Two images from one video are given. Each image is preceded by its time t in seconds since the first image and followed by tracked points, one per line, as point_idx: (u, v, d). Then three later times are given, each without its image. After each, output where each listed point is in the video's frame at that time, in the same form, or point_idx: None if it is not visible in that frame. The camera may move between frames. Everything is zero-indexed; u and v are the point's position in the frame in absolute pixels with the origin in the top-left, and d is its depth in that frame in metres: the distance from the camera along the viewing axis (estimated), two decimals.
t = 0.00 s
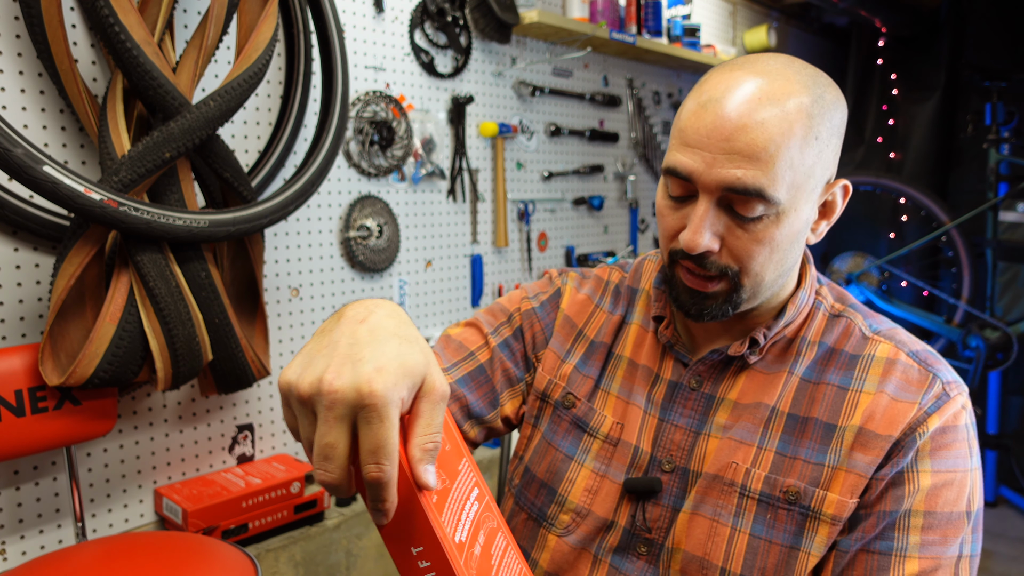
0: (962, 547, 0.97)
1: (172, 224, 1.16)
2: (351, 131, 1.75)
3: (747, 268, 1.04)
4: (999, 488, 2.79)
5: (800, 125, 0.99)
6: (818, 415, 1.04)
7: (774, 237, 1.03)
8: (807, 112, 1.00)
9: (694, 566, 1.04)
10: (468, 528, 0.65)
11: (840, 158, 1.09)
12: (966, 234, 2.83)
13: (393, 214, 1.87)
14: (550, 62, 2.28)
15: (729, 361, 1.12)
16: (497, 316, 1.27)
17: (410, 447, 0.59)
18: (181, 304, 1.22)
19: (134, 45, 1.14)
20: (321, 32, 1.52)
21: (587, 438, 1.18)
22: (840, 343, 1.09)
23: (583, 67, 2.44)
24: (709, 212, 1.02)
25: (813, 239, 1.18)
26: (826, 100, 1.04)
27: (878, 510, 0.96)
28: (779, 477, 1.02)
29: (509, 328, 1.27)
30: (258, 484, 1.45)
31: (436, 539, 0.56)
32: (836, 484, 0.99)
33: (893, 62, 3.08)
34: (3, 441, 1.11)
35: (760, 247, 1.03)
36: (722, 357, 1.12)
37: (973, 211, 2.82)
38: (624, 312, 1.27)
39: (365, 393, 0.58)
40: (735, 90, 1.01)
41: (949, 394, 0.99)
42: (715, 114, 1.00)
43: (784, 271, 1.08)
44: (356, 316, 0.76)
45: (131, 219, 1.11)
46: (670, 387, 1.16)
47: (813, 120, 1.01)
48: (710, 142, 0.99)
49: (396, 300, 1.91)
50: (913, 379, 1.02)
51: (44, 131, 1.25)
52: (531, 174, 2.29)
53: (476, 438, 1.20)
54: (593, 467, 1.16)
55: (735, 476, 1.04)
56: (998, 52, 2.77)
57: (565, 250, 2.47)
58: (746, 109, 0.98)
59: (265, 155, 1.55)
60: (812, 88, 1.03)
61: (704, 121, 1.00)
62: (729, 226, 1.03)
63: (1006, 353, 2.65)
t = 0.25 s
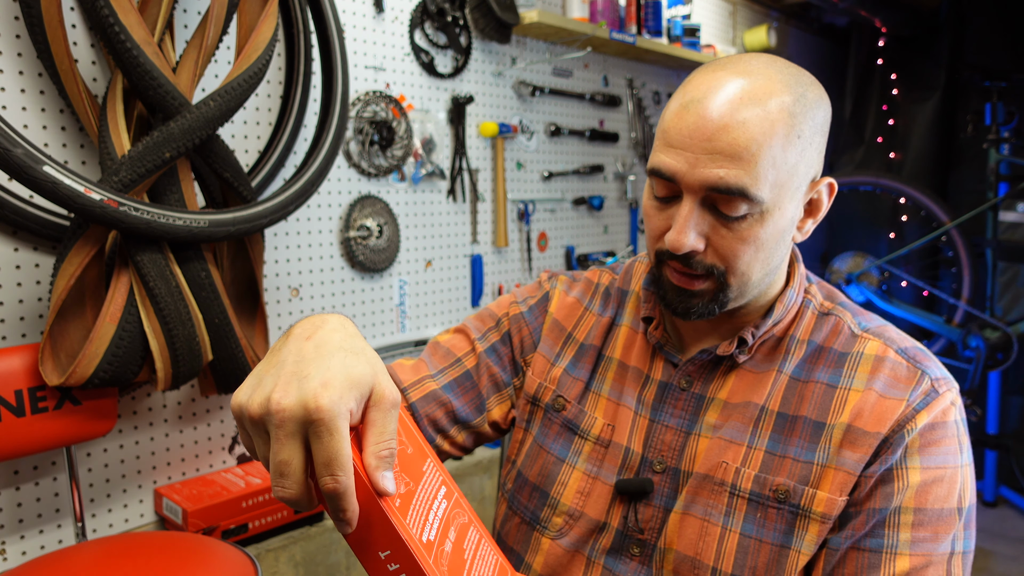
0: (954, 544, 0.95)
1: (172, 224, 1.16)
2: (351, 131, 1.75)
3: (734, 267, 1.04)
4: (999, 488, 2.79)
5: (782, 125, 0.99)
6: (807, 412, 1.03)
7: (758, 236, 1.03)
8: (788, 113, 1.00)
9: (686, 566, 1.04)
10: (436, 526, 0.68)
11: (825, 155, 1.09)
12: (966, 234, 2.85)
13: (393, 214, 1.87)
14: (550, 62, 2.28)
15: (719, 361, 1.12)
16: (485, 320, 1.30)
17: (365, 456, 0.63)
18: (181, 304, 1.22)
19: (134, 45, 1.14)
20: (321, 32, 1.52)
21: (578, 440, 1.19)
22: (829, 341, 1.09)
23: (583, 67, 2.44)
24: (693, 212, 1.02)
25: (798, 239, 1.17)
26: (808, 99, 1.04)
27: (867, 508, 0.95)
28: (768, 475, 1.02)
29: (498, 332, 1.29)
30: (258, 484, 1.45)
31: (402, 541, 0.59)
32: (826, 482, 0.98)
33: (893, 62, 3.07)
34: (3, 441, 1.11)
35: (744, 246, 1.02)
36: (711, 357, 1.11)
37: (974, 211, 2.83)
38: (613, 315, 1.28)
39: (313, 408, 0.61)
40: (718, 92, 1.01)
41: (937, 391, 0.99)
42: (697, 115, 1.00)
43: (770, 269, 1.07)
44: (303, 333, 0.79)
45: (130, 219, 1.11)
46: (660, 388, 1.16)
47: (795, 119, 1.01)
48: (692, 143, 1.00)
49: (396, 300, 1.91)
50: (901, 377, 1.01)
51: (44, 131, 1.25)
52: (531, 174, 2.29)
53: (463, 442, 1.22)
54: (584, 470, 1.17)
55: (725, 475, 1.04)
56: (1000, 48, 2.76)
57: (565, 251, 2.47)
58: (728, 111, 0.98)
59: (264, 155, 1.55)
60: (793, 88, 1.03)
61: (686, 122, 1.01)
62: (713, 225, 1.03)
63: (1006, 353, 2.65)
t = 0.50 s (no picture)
0: (943, 533, 0.95)
1: (172, 224, 1.16)
2: (351, 131, 1.75)
3: (718, 264, 1.03)
4: (999, 488, 2.78)
5: (765, 121, 1.00)
6: (794, 407, 1.04)
7: (743, 232, 1.02)
8: (770, 110, 1.01)
9: (678, 563, 1.03)
10: (420, 519, 0.70)
11: (804, 154, 1.10)
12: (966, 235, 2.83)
13: (393, 214, 1.87)
14: (550, 62, 2.27)
15: (705, 358, 1.12)
16: (471, 327, 1.31)
17: (342, 443, 0.67)
18: (181, 304, 1.21)
19: (134, 45, 1.14)
20: (321, 32, 1.52)
21: (567, 441, 1.19)
22: (813, 336, 1.10)
23: (583, 67, 2.44)
24: (679, 209, 1.02)
25: (782, 235, 1.18)
26: (789, 97, 1.04)
27: (856, 499, 0.95)
28: (757, 470, 1.02)
29: (484, 338, 1.30)
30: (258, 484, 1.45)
31: (381, 530, 0.62)
32: (814, 474, 0.98)
33: (893, 62, 3.05)
34: (2, 440, 1.11)
35: (728, 242, 1.02)
36: (699, 355, 1.12)
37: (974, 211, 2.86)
38: (600, 316, 1.28)
39: (286, 398, 0.67)
40: (703, 91, 1.01)
41: (921, 382, 0.99)
42: (682, 111, 1.00)
43: (754, 266, 1.08)
44: (273, 331, 0.83)
45: (130, 219, 1.11)
46: (648, 387, 1.16)
47: (776, 116, 1.02)
48: (677, 140, 0.99)
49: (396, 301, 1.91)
50: (885, 369, 1.02)
51: (44, 131, 1.25)
52: (531, 174, 2.29)
53: (452, 448, 1.23)
54: (575, 471, 1.16)
55: (715, 471, 1.04)
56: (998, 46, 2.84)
57: (565, 251, 2.46)
58: (712, 109, 0.99)
59: (264, 155, 1.55)
60: (774, 85, 1.04)
61: (671, 120, 1.01)
62: (699, 222, 1.02)
63: (1007, 353, 2.64)
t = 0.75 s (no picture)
0: (930, 518, 0.96)
1: (172, 224, 1.16)
2: (351, 131, 1.75)
3: (716, 261, 1.04)
4: (999, 488, 2.78)
5: (765, 119, 1.01)
6: (781, 399, 1.04)
7: (742, 229, 1.03)
8: (770, 109, 1.02)
9: (672, 558, 1.03)
10: (398, 503, 0.74)
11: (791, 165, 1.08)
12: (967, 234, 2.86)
13: (393, 214, 1.87)
14: (550, 62, 2.27)
15: (694, 355, 1.13)
16: (456, 338, 1.32)
17: (302, 431, 0.72)
18: (181, 304, 1.21)
19: (134, 45, 1.14)
20: (321, 32, 1.52)
21: (557, 443, 1.19)
22: (799, 329, 1.10)
23: (583, 67, 2.44)
24: (683, 205, 1.01)
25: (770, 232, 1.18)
26: (784, 97, 1.06)
27: (845, 487, 0.96)
28: (747, 462, 1.02)
29: (469, 349, 1.31)
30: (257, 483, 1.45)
31: (356, 510, 0.66)
32: (803, 464, 0.99)
33: (893, 62, 3.05)
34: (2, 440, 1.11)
35: (728, 238, 1.03)
36: (687, 352, 1.12)
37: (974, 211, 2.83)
38: (586, 317, 1.28)
39: (238, 397, 0.72)
40: (706, 89, 1.01)
41: (904, 370, 1.00)
42: (686, 109, 1.00)
43: (747, 264, 1.08)
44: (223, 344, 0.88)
45: (131, 219, 1.11)
46: (637, 385, 1.16)
47: (776, 115, 1.03)
48: (683, 137, 0.99)
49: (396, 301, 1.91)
50: (869, 359, 1.03)
51: (44, 131, 1.25)
52: (531, 174, 2.29)
53: (444, 458, 1.24)
54: (566, 472, 1.16)
55: (706, 465, 1.04)
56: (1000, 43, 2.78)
57: (566, 251, 2.46)
58: (717, 107, 0.99)
59: (264, 155, 1.55)
60: (772, 85, 1.05)
61: (675, 117, 1.00)
62: (701, 219, 1.02)
63: (1007, 353, 2.65)
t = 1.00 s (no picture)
0: (924, 512, 0.96)
1: (172, 224, 1.16)
2: (351, 131, 1.75)
3: (708, 261, 1.04)
4: (999, 488, 2.78)
5: (758, 120, 1.01)
6: (774, 396, 1.04)
7: (734, 229, 1.03)
8: (763, 110, 1.02)
9: (668, 555, 1.03)
10: (362, 499, 0.76)
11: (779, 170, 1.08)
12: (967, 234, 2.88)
13: (393, 214, 1.87)
14: (550, 62, 2.27)
15: (687, 354, 1.13)
16: (448, 349, 1.32)
17: (249, 434, 0.77)
18: (181, 304, 1.21)
19: (134, 45, 1.14)
20: (321, 32, 1.52)
21: (552, 444, 1.18)
22: (790, 327, 1.10)
23: (583, 67, 2.44)
24: (678, 204, 1.01)
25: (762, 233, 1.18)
26: (778, 99, 1.05)
27: (838, 482, 0.96)
28: (741, 459, 1.02)
29: (461, 358, 1.31)
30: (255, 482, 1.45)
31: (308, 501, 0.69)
32: (797, 460, 0.99)
33: (893, 62, 3.05)
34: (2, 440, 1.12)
35: (721, 238, 1.03)
36: (681, 351, 1.12)
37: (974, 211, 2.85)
38: (578, 319, 1.28)
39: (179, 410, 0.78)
40: (699, 91, 1.00)
41: (895, 365, 1.00)
42: (680, 109, 1.00)
43: (739, 264, 1.08)
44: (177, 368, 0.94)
45: (130, 219, 1.11)
46: (631, 385, 1.16)
47: (768, 116, 1.02)
48: (677, 137, 0.99)
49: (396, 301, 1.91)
50: (860, 355, 1.02)
51: (44, 131, 1.25)
52: (531, 174, 2.29)
53: (440, 467, 1.24)
54: (562, 472, 1.16)
55: (699, 463, 1.04)
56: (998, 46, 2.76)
57: (566, 251, 2.46)
58: (711, 107, 0.99)
59: (264, 155, 1.55)
60: (764, 87, 1.05)
61: (669, 116, 1.00)
62: (695, 219, 1.02)
63: (1007, 353, 2.63)
